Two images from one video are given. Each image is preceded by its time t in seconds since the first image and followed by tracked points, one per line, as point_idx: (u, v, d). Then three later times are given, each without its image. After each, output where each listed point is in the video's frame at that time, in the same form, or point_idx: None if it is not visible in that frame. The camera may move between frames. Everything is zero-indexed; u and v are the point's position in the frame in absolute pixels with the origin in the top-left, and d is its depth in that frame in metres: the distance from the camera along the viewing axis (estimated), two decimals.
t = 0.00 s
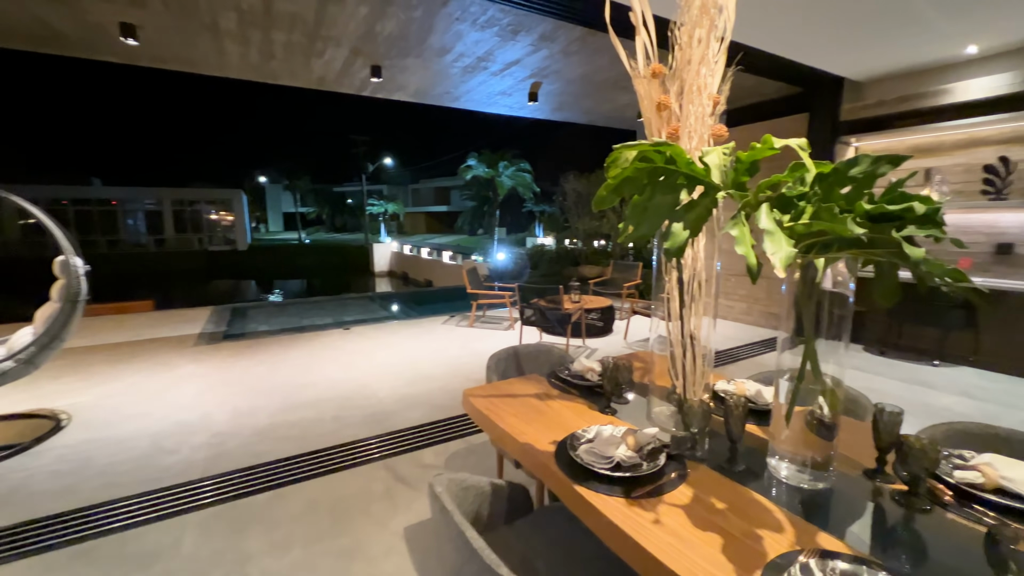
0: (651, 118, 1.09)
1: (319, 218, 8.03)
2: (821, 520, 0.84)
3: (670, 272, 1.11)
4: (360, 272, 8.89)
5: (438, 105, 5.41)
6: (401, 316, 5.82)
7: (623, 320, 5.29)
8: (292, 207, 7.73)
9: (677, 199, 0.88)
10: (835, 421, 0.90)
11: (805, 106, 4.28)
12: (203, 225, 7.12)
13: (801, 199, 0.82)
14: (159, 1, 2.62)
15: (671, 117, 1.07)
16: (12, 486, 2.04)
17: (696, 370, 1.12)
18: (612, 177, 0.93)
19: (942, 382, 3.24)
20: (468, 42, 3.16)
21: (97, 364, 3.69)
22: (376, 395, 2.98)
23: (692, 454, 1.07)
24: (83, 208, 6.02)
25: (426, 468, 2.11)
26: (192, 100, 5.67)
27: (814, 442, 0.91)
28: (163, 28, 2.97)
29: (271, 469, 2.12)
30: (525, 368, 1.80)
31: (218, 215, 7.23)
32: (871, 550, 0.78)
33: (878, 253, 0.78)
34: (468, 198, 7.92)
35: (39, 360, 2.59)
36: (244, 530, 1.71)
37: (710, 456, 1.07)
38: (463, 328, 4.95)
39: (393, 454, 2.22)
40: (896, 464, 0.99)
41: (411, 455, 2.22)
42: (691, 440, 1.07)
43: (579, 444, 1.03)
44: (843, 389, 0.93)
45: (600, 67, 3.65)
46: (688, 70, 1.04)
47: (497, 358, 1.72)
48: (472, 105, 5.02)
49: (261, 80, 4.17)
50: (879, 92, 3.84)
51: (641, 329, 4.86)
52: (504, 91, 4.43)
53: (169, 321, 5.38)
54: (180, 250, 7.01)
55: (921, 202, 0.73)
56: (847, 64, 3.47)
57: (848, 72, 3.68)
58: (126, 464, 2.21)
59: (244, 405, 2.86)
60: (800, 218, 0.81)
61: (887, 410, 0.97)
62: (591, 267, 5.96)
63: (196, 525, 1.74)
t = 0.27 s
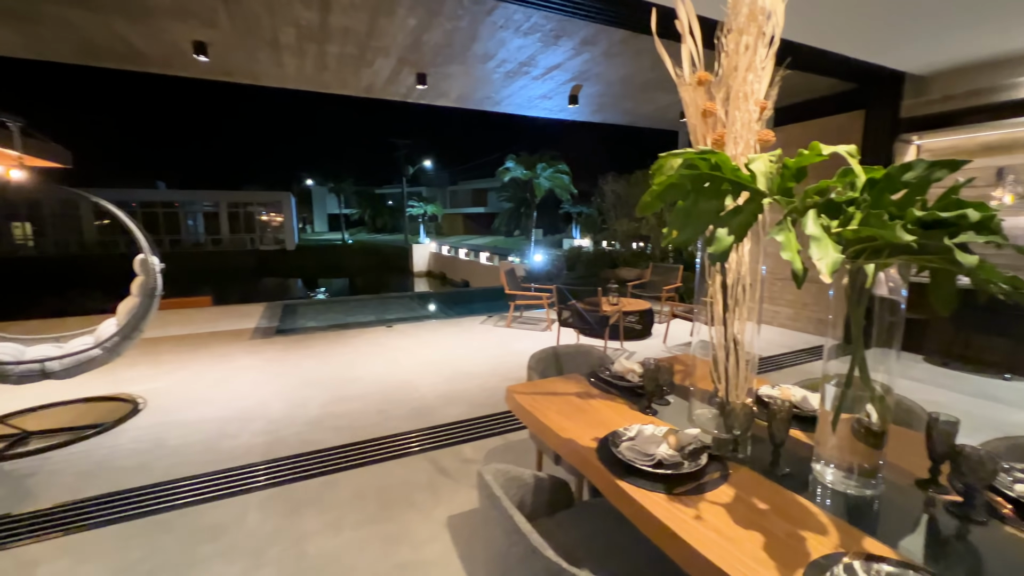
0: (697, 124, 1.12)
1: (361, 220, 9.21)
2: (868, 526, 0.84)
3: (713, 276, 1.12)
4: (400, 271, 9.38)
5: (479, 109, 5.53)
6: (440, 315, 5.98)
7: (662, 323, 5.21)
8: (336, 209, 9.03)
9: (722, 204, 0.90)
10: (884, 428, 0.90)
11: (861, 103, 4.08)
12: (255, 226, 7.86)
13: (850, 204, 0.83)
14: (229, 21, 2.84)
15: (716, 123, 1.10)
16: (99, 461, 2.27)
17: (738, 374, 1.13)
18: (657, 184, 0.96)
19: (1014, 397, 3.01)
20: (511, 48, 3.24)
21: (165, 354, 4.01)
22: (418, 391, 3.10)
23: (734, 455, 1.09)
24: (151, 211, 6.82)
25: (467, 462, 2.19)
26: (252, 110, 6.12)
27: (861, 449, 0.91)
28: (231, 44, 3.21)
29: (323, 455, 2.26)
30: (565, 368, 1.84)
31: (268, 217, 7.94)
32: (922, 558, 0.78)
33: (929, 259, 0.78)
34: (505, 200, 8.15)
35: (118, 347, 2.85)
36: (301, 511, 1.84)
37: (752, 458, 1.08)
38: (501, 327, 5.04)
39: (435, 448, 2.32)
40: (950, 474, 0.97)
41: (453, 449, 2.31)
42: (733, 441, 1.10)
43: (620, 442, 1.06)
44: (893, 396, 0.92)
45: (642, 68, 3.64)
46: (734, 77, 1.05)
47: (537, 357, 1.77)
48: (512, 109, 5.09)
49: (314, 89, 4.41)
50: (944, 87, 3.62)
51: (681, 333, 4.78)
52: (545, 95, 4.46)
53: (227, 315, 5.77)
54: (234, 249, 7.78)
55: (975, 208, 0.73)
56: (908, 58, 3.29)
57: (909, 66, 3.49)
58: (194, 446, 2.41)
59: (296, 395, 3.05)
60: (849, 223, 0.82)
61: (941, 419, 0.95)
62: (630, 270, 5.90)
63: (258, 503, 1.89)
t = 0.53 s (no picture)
0: (747, 133, 1.15)
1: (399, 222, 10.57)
2: (925, 531, 0.85)
3: (764, 280, 1.15)
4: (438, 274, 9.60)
5: (519, 116, 5.64)
6: (477, 317, 6.11)
7: (703, 329, 5.12)
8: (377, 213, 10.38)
9: (774, 212, 0.93)
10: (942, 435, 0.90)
11: (920, 102, 3.90)
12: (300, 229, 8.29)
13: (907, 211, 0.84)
14: (292, 40, 3.05)
15: (768, 132, 1.12)
16: (175, 443, 2.49)
17: (788, 378, 1.15)
18: (708, 192, 1.00)
19: None
20: (554, 57, 3.31)
21: (226, 349, 4.31)
22: (461, 389, 3.21)
23: (783, 457, 1.11)
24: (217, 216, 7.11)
25: (510, 459, 2.26)
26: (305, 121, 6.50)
27: (916, 455, 0.91)
28: (292, 61, 3.44)
29: (375, 447, 2.39)
30: (609, 370, 1.87)
31: (313, 220, 8.45)
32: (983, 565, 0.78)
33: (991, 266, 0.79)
34: (541, 204, 8.39)
35: (191, 340, 3.07)
36: (356, 497, 1.96)
37: (802, 460, 1.09)
38: (539, 330, 5.11)
39: (480, 444, 2.40)
40: (1014, 483, 0.95)
41: (496, 446, 2.39)
42: (783, 442, 1.12)
43: (669, 440, 1.10)
44: (952, 403, 0.91)
45: (685, 73, 3.63)
46: (787, 86, 1.08)
47: (582, 359, 1.83)
48: (552, 115, 5.16)
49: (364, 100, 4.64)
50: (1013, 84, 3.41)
51: (722, 339, 4.69)
52: (585, 100, 4.51)
53: (279, 314, 6.11)
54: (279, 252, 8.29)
55: None
56: (973, 54, 3.13)
57: (973, 63, 3.31)
58: (257, 433, 2.59)
59: (347, 390, 3.22)
60: (906, 230, 0.83)
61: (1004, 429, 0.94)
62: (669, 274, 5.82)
63: (317, 488, 2.02)
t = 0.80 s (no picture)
0: (798, 140, 1.18)
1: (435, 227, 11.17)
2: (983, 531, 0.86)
3: (815, 282, 1.17)
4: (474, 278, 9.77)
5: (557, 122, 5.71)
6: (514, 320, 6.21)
7: (746, 336, 5.00)
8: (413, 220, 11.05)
9: (825, 216, 0.97)
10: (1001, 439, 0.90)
11: (983, 101, 3.71)
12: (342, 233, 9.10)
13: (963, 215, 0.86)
14: (348, 56, 3.25)
15: (819, 138, 1.15)
16: (241, 431, 2.69)
17: (839, 380, 1.17)
18: (759, 197, 1.04)
19: None
20: (596, 64, 3.37)
21: (280, 346, 4.57)
22: (502, 389, 3.30)
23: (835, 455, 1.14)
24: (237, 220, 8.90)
25: (553, 457, 2.33)
26: (352, 130, 6.83)
27: (974, 458, 0.92)
28: (346, 76, 3.66)
29: (424, 440, 2.51)
30: (652, 371, 1.91)
31: (354, 226, 9.24)
32: None
33: None
34: (575, 209, 8.31)
35: (254, 336, 3.31)
36: (409, 485, 2.08)
37: (854, 459, 1.11)
38: (576, 334, 5.15)
39: (523, 442, 2.49)
40: None
41: (539, 444, 2.46)
42: (834, 439, 1.15)
43: (719, 435, 1.14)
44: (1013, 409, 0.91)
45: (728, 77, 3.61)
46: (839, 93, 1.11)
47: (626, 359, 1.89)
48: (591, 121, 5.21)
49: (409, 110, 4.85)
50: None
51: (766, 347, 4.57)
52: (625, 106, 4.53)
53: (326, 314, 6.41)
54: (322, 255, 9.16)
55: None
56: None
57: None
58: (314, 424, 2.77)
59: (394, 387, 3.38)
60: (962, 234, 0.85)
61: None
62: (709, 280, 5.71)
63: (372, 476, 2.16)
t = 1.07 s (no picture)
0: (848, 142, 1.19)
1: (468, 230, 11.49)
2: None
3: (865, 282, 1.18)
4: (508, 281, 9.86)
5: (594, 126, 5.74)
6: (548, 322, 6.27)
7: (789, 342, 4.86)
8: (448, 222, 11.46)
9: (876, 216, 0.99)
10: None
11: None
12: (377, 237, 10.10)
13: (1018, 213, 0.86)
14: (396, 67, 3.41)
15: (869, 139, 1.16)
16: (296, 421, 2.86)
17: (889, 381, 1.17)
18: (808, 199, 1.07)
19: None
20: (636, 68, 3.39)
21: (327, 343, 4.81)
22: (540, 389, 3.36)
23: (886, 455, 1.14)
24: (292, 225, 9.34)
25: (593, 455, 2.37)
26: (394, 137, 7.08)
27: None
28: (393, 86, 3.83)
29: (466, 434, 2.60)
30: (694, 372, 1.93)
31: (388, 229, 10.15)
32: None
33: None
34: (610, 212, 8.31)
35: (307, 332, 3.51)
36: (454, 476, 2.17)
37: (906, 458, 1.11)
38: (612, 337, 5.15)
39: (563, 440, 2.54)
40: None
41: (578, 442, 2.50)
42: (884, 438, 1.15)
43: (765, 431, 1.17)
44: None
45: (772, 77, 3.55)
46: (890, 94, 1.11)
47: (667, 359, 1.92)
48: (629, 124, 5.21)
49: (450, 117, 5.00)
50: None
51: (811, 352, 4.42)
52: (664, 108, 4.52)
53: (368, 314, 6.67)
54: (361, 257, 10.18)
55: None
56: None
57: None
58: (362, 416, 2.91)
59: (435, 384, 3.50)
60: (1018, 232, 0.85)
61: None
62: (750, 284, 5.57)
63: (419, 466, 2.26)
